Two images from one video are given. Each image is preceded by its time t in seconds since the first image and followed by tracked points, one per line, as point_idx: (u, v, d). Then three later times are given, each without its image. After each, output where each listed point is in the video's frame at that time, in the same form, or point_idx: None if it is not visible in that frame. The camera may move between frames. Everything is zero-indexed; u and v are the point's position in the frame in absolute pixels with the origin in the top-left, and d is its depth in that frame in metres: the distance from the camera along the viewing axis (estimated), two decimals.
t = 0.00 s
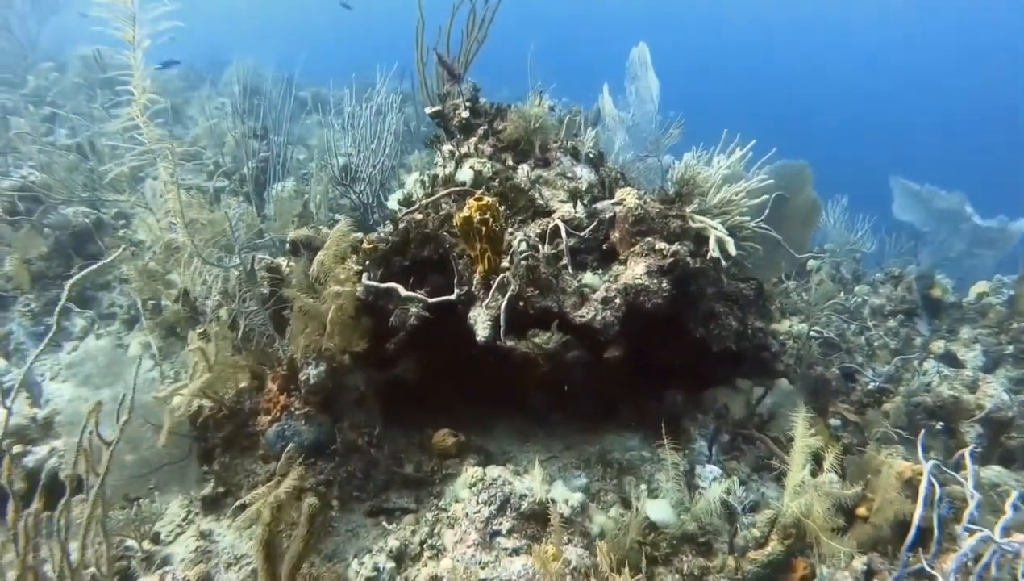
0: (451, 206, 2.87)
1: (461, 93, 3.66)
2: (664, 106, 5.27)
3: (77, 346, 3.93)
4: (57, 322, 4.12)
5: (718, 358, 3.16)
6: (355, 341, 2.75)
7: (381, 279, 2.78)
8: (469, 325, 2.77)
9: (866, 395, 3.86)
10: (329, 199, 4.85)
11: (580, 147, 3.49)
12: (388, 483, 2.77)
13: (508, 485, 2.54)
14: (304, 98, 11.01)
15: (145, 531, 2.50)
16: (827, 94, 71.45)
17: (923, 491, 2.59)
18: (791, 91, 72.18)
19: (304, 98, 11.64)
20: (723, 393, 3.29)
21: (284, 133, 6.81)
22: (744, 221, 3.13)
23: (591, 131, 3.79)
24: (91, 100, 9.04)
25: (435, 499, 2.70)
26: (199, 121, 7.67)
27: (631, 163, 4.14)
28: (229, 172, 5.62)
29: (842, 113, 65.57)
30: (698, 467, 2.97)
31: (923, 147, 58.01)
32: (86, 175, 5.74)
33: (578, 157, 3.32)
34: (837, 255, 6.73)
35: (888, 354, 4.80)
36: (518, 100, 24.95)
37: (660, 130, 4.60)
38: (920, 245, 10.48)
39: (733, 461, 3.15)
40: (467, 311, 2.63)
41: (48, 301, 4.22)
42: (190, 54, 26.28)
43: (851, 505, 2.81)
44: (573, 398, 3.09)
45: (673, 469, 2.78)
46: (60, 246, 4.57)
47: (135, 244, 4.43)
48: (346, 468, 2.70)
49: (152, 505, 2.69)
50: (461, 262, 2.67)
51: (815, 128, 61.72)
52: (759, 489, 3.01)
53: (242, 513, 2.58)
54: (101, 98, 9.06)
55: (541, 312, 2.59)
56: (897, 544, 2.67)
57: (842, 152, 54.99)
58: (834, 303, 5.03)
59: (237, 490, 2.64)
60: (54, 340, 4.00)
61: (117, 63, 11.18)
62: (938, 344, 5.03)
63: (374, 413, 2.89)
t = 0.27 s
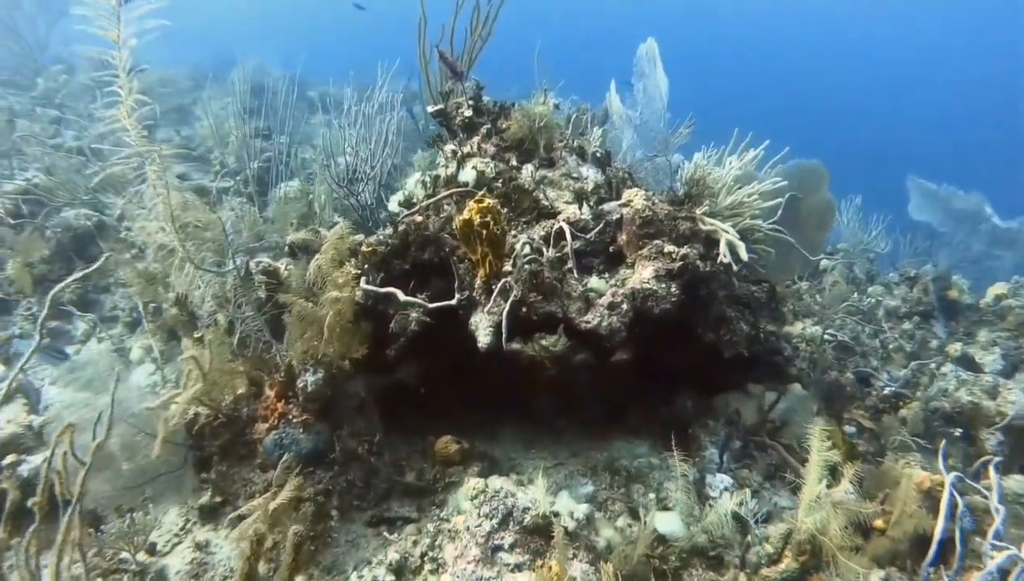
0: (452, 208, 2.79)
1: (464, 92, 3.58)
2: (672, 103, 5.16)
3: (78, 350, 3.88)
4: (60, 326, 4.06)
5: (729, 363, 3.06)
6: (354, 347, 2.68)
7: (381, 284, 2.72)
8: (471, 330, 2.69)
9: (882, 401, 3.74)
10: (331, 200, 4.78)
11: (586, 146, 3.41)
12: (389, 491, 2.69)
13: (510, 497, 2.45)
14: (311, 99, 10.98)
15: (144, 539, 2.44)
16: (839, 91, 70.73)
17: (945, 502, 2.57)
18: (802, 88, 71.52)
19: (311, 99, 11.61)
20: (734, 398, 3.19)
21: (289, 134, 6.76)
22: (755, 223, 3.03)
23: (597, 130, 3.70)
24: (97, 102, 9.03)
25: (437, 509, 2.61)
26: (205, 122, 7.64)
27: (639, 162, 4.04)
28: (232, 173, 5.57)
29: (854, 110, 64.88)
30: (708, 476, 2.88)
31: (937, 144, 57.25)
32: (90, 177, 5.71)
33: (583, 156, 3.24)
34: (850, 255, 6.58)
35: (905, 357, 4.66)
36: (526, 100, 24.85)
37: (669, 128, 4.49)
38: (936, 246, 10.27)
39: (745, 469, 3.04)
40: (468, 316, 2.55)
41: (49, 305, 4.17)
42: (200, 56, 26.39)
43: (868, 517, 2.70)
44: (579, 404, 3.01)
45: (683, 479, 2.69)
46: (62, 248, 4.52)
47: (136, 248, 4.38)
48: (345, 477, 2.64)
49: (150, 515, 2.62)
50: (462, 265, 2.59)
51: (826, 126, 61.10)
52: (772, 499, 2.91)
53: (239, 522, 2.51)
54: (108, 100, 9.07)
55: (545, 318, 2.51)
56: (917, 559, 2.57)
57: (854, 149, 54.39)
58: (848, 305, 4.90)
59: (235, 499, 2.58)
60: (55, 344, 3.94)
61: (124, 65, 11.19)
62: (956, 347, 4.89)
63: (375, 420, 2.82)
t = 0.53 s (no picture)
0: (452, 208, 2.70)
1: (466, 87, 3.49)
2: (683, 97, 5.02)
3: (79, 352, 3.84)
4: (61, 327, 4.02)
5: (741, 367, 2.95)
6: (353, 351, 2.59)
7: (380, 286, 2.63)
8: (471, 335, 2.59)
9: (900, 404, 3.60)
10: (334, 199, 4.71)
11: (592, 143, 3.30)
12: (388, 501, 2.61)
13: (512, 510, 2.37)
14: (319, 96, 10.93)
15: (138, 548, 2.39)
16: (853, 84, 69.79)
17: (968, 520, 2.55)
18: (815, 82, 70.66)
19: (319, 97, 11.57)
20: (745, 402, 3.07)
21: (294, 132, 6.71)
22: (769, 222, 2.91)
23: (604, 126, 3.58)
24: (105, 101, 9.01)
25: (438, 519, 2.53)
26: (211, 120, 7.61)
27: (648, 159, 3.93)
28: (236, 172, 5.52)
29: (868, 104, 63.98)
30: (719, 487, 2.78)
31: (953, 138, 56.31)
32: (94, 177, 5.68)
33: (589, 153, 3.14)
34: (866, 253, 6.42)
35: (924, 359, 4.51)
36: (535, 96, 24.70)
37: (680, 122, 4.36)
38: (955, 244, 10.03)
39: (758, 478, 2.92)
40: (468, 321, 2.45)
41: (51, 307, 4.13)
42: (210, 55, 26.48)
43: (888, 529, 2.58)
44: (586, 409, 2.91)
45: (692, 488, 2.60)
46: (63, 249, 4.49)
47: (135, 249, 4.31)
48: (343, 486, 2.57)
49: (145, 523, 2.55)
50: (462, 268, 2.50)
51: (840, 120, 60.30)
52: (785, 509, 2.80)
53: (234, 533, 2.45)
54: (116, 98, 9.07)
55: (547, 323, 2.42)
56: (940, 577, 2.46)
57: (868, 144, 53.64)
58: (864, 305, 4.75)
59: (230, 508, 2.51)
60: (55, 346, 3.91)
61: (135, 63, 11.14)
62: (977, 348, 4.73)
63: (374, 426, 2.74)
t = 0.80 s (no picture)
0: (453, 207, 2.61)
1: (469, 81, 3.39)
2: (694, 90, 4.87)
3: (80, 353, 3.80)
4: (61, 328, 3.98)
5: (755, 372, 2.83)
6: (348, 358, 2.51)
7: (379, 290, 2.55)
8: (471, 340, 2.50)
9: (921, 409, 3.46)
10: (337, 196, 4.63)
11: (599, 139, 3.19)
12: (387, 510, 2.54)
13: (513, 524, 2.29)
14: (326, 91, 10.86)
15: (128, 560, 2.33)
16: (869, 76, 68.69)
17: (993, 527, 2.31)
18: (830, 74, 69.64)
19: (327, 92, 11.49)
20: (760, 407, 2.95)
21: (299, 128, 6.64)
22: (784, 220, 2.79)
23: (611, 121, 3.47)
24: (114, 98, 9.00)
25: (439, 529, 2.45)
26: (217, 116, 7.56)
27: (657, 155, 3.81)
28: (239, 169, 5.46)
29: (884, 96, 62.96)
30: (731, 497, 2.67)
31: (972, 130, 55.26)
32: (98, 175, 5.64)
33: (596, 150, 3.03)
34: (884, 249, 6.24)
35: (945, 360, 4.35)
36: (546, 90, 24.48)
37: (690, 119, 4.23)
38: (976, 240, 9.77)
39: (772, 487, 2.81)
40: (468, 326, 2.36)
41: (52, 307, 4.09)
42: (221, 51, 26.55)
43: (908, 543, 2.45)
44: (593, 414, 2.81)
45: (702, 498, 2.50)
46: (65, 248, 4.44)
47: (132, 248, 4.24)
48: (340, 495, 2.49)
49: (137, 532, 2.49)
50: (462, 270, 2.41)
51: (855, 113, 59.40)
52: (800, 520, 2.68)
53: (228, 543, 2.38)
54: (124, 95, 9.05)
55: (551, 328, 2.32)
56: None
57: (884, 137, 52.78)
58: (882, 304, 4.59)
59: (224, 517, 2.45)
60: (56, 347, 3.86)
61: (144, 60, 11.14)
62: (1001, 348, 4.55)
63: (374, 432, 2.66)
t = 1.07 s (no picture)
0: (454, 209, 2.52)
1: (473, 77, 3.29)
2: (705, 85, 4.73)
3: (79, 354, 3.73)
4: (60, 327, 3.92)
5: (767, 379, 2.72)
6: (345, 364, 2.41)
7: (376, 293, 2.46)
8: (470, 346, 2.41)
9: (940, 416, 3.33)
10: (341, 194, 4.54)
11: (605, 136, 3.09)
12: (384, 521, 2.45)
13: (512, 541, 2.20)
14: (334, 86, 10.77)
15: (116, 572, 2.28)
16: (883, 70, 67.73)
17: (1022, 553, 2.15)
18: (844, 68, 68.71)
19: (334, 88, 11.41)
20: (770, 414, 2.84)
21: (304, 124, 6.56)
22: (799, 221, 2.67)
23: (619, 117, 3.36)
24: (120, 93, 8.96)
25: (438, 541, 2.37)
26: (222, 113, 7.50)
27: (664, 153, 3.70)
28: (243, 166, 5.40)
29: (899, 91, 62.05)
30: (743, 510, 2.56)
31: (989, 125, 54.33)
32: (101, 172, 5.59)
33: (603, 148, 2.92)
34: (900, 248, 6.07)
35: (965, 364, 4.21)
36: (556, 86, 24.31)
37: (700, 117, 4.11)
38: (996, 239, 9.53)
39: (785, 499, 2.69)
40: (468, 332, 2.27)
41: (52, 306, 4.03)
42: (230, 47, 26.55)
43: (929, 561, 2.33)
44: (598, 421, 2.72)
45: (711, 510, 2.42)
46: (66, 247, 4.39)
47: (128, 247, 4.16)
48: (336, 506, 2.42)
49: (127, 542, 2.42)
50: (462, 274, 2.31)
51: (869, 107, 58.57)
52: (813, 533, 2.57)
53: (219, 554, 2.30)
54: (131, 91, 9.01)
55: (554, 334, 2.18)
56: None
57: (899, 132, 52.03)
58: (900, 305, 4.44)
59: (216, 527, 2.38)
60: (55, 348, 3.80)
61: (151, 55, 11.09)
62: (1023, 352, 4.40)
63: (372, 439, 2.59)
